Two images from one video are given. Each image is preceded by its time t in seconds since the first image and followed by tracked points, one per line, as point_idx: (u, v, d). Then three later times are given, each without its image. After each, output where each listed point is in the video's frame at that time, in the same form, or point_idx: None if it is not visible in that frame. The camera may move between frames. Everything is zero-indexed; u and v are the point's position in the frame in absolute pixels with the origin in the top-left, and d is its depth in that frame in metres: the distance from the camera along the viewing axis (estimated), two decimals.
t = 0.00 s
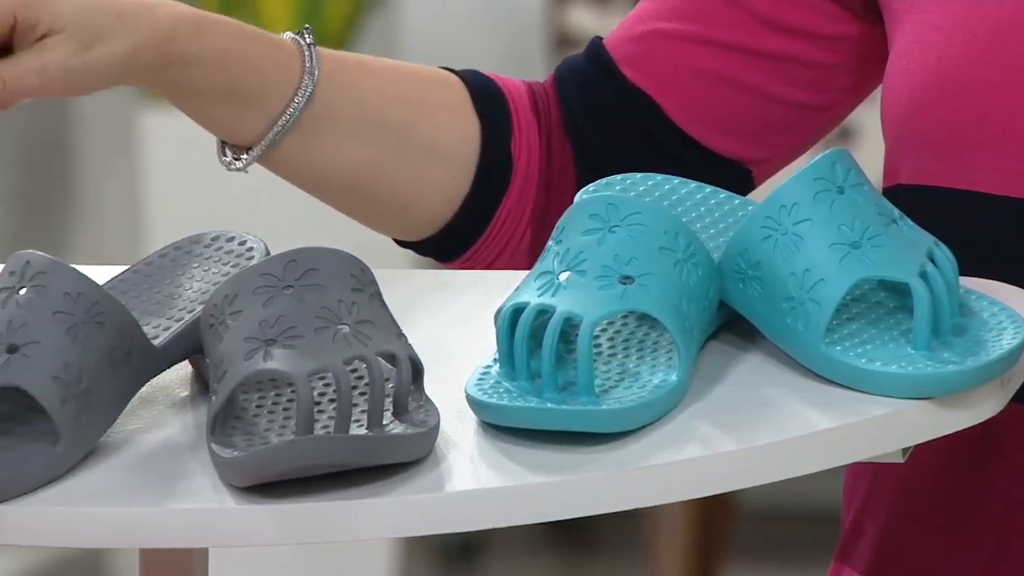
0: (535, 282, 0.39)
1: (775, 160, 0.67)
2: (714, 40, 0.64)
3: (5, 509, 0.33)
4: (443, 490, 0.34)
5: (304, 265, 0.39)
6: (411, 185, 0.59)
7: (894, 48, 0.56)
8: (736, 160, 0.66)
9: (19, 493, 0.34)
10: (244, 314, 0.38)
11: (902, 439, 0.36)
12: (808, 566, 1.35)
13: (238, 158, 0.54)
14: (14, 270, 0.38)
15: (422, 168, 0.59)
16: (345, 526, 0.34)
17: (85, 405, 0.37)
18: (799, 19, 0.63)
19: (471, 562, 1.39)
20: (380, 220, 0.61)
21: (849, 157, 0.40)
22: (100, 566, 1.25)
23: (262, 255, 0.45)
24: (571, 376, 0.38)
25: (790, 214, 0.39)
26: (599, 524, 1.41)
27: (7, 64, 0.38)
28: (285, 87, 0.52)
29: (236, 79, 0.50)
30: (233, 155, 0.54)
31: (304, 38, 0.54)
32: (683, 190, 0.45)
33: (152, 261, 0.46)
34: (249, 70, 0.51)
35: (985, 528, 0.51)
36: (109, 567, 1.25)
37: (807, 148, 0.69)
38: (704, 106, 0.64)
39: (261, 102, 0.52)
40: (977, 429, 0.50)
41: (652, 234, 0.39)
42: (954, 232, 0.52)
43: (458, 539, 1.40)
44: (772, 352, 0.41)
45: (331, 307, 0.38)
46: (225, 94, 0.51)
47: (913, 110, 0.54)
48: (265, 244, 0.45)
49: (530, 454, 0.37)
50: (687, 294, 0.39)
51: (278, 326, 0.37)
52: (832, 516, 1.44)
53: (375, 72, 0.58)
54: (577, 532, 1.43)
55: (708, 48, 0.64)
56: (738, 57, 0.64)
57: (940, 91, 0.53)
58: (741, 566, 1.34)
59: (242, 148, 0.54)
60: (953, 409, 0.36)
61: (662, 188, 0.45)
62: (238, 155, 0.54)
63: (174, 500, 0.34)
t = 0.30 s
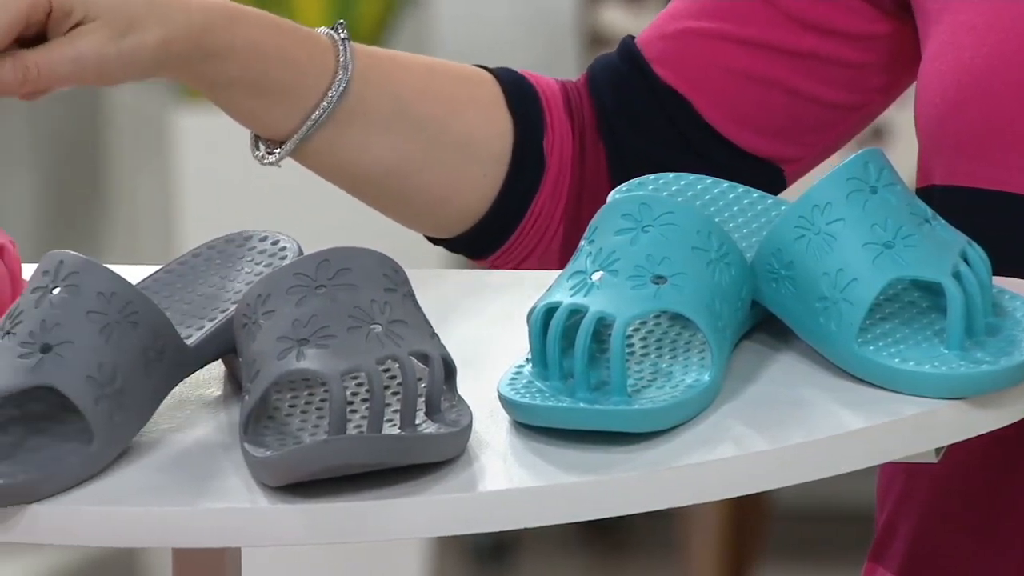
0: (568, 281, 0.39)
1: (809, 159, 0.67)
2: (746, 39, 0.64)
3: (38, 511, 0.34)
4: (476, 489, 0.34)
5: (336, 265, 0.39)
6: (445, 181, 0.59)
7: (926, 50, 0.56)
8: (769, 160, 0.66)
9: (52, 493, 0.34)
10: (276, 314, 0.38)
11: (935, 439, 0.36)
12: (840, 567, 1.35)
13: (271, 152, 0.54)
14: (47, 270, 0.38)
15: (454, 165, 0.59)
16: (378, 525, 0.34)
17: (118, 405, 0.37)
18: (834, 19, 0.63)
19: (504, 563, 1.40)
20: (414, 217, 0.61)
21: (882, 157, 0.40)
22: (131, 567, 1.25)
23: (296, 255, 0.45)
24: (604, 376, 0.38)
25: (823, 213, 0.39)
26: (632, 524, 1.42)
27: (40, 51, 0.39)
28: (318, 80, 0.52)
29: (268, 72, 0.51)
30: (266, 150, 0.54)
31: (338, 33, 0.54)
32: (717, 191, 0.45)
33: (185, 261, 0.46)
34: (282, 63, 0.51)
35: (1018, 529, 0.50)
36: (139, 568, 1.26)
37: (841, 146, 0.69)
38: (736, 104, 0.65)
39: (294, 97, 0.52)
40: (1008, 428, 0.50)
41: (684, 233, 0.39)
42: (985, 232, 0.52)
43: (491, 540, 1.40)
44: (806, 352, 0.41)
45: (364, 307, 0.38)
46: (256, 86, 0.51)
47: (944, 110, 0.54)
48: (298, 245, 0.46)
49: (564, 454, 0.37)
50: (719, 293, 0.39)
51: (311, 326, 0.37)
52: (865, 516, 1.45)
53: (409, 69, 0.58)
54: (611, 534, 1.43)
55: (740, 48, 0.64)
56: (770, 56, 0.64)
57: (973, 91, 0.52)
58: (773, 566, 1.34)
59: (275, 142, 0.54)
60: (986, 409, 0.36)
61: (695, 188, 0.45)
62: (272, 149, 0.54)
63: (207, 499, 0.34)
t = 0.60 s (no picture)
0: (600, 281, 0.39)
1: (846, 160, 0.67)
2: (785, 39, 0.63)
3: (72, 512, 0.34)
4: (508, 489, 0.34)
5: (369, 265, 0.39)
6: (479, 187, 0.60)
7: (962, 48, 0.55)
8: (806, 160, 0.66)
9: (85, 493, 0.34)
10: (309, 313, 0.38)
11: (968, 439, 0.36)
12: None
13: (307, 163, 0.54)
14: (80, 270, 0.38)
15: (489, 170, 0.60)
16: (412, 524, 0.34)
17: (151, 405, 0.37)
18: (872, 19, 0.62)
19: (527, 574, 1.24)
20: (450, 220, 0.61)
21: (916, 156, 0.40)
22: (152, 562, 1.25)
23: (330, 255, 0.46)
24: (636, 376, 0.38)
25: (856, 213, 0.39)
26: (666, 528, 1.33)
27: (72, 88, 0.39)
28: (352, 90, 0.52)
29: (301, 85, 0.50)
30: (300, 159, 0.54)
31: (368, 41, 0.54)
32: (750, 191, 0.45)
33: (218, 261, 0.46)
34: (314, 72, 0.51)
35: None
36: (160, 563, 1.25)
37: (879, 147, 0.68)
38: (775, 104, 0.64)
39: (327, 108, 0.52)
40: None
41: (717, 233, 0.39)
42: (1017, 232, 0.51)
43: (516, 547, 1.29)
44: (838, 351, 0.41)
45: (397, 306, 0.38)
46: (290, 98, 0.50)
47: (981, 109, 0.53)
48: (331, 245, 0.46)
49: (597, 453, 0.37)
50: (752, 293, 0.39)
51: (344, 326, 0.37)
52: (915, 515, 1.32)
53: (443, 76, 0.58)
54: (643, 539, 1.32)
55: (780, 49, 0.64)
56: (809, 57, 0.64)
57: (1010, 89, 0.52)
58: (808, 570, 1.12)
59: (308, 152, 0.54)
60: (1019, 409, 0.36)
61: (727, 188, 0.45)
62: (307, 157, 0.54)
63: (240, 499, 0.34)
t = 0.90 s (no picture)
0: (636, 281, 0.39)
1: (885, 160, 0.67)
2: (823, 40, 0.63)
3: (109, 509, 0.34)
4: (545, 488, 0.34)
5: (405, 264, 0.39)
6: (517, 185, 0.60)
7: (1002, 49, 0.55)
8: (846, 161, 0.66)
9: (122, 493, 0.34)
10: (346, 312, 0.38)
11: (1006, 439, 0.36)
12: None
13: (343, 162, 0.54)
14: (117, 270, 0.39)
15: (528, 169, 0.60)
16: (449, 525, 0.34)
17: (188, 405, 0.37)
18: (910, 19, 0.62)
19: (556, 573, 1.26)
20: (490, 218, 0.62)
21: (952, 155, 0.40)
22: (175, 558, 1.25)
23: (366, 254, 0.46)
24: (672, 376, 0.38)
25: (893, 213, 0.39)
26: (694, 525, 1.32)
27: (110, 87, 0.40)
28: (391, 90, 0.53)
29: (338, 85, 0.50)
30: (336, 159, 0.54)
31: (407, 42, 0.54)
32: (787, 192, 0.45)
33: (253, 261, 0.47)
34: (353, 72, 0.51)
35: None
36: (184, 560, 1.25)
37: (920, 147, 0.68)
38: (814, 104, 0.64)
39: (366, 107, 0.52)
40: None
41: (753, 233, 0.39)
42: None
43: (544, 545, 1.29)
44: (874, 351, 0.41)
45: (433, 306, 0.38)
46: (328, 98, 0.51)
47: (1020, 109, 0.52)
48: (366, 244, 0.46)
49: (633, 453, 0.36)
50: (788, 293, 0.39)
51: (380, 326, 0.37)
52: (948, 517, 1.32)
53: (481, 76, 0.59)
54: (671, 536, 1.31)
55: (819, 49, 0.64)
56: (848, 56, 0.64)
57: None
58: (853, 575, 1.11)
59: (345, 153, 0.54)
60: None
61: (763, 188, 0.45)
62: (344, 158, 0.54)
63: (276, 498, 0.34)
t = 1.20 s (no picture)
0: (671, 280, 0.39)
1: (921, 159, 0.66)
2: (859, 38, 0.63)
3: (142, 509, 0.34)
4: (579, 489, 0.34)
5: (439, 264, 0.39)
6: (554, 182, 0.61)
7: None
8: (880, 161, 0.65)
9: (157, 492, 0.35)
10: (380, 311, 0.38)
11: None
12: None
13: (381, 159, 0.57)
14: (151, 270, 0.38)
15: (565, 168, 0.61)
16: (484, 524, 0.34)
17: (222, 404, 0.37)
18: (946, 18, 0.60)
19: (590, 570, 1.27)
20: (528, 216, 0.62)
21: (988, 156, 0.40)
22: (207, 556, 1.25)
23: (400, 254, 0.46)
24: (707, 375, 0.38)
25: (928, 213, 0.39)
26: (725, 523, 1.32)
27: (148, 87, 0.41)
28: (428, 88, 0.55)
29: (375, 83, 0.53)
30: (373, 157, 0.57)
31: (443, 40, 0.56)
32: (822, 191, 0.45)
33: (287, 261, 0.47)
34: (389, 69, 0.53)
35: None
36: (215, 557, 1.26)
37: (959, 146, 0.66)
38: (849, 103, 0.63)
39: (405, 104, 0.54)
40: None
41: (787, 233, 0.39)
42: None
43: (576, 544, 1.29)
44: (908, 351, 0.41)
45: (467, 306, 0.38)
46: (365, 97, 0.53)
47: None
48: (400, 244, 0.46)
49: (668, 454, 0.36)
50: (823, 293, 0.39)
51: (414, 326, 0.37)
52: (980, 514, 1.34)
53: (517, 74, 0.60)
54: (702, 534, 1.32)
55: (855, 47, 0.63)
56: (884, 54, 0.63)
57: None
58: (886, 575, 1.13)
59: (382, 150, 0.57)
60: None
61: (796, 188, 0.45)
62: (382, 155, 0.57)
63: (310, 497, 0.34)
